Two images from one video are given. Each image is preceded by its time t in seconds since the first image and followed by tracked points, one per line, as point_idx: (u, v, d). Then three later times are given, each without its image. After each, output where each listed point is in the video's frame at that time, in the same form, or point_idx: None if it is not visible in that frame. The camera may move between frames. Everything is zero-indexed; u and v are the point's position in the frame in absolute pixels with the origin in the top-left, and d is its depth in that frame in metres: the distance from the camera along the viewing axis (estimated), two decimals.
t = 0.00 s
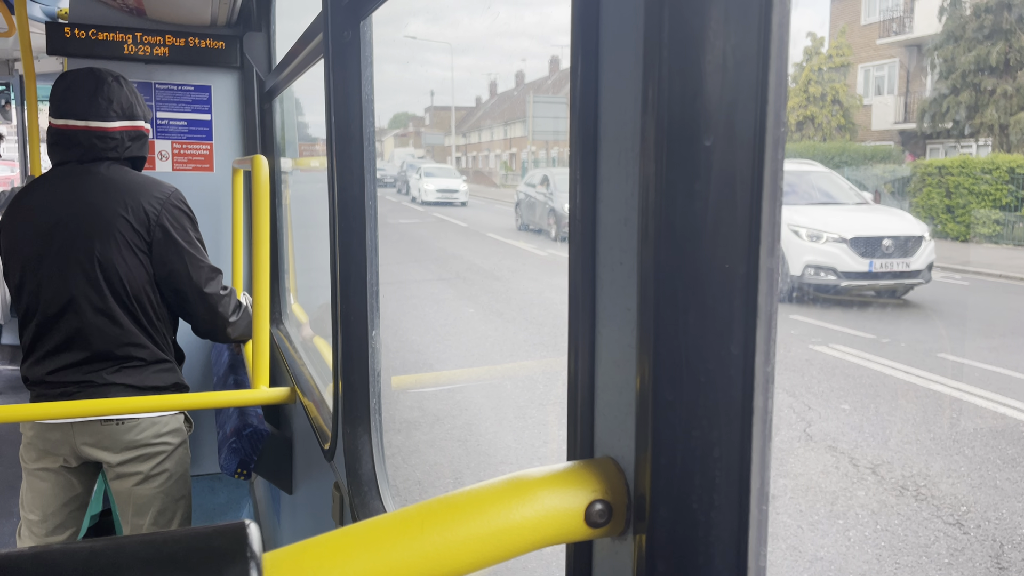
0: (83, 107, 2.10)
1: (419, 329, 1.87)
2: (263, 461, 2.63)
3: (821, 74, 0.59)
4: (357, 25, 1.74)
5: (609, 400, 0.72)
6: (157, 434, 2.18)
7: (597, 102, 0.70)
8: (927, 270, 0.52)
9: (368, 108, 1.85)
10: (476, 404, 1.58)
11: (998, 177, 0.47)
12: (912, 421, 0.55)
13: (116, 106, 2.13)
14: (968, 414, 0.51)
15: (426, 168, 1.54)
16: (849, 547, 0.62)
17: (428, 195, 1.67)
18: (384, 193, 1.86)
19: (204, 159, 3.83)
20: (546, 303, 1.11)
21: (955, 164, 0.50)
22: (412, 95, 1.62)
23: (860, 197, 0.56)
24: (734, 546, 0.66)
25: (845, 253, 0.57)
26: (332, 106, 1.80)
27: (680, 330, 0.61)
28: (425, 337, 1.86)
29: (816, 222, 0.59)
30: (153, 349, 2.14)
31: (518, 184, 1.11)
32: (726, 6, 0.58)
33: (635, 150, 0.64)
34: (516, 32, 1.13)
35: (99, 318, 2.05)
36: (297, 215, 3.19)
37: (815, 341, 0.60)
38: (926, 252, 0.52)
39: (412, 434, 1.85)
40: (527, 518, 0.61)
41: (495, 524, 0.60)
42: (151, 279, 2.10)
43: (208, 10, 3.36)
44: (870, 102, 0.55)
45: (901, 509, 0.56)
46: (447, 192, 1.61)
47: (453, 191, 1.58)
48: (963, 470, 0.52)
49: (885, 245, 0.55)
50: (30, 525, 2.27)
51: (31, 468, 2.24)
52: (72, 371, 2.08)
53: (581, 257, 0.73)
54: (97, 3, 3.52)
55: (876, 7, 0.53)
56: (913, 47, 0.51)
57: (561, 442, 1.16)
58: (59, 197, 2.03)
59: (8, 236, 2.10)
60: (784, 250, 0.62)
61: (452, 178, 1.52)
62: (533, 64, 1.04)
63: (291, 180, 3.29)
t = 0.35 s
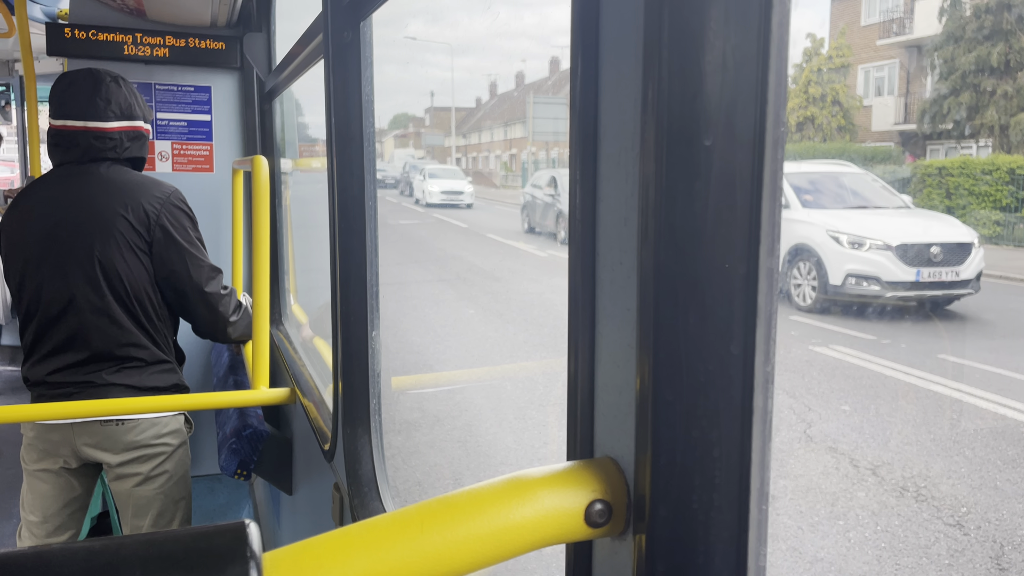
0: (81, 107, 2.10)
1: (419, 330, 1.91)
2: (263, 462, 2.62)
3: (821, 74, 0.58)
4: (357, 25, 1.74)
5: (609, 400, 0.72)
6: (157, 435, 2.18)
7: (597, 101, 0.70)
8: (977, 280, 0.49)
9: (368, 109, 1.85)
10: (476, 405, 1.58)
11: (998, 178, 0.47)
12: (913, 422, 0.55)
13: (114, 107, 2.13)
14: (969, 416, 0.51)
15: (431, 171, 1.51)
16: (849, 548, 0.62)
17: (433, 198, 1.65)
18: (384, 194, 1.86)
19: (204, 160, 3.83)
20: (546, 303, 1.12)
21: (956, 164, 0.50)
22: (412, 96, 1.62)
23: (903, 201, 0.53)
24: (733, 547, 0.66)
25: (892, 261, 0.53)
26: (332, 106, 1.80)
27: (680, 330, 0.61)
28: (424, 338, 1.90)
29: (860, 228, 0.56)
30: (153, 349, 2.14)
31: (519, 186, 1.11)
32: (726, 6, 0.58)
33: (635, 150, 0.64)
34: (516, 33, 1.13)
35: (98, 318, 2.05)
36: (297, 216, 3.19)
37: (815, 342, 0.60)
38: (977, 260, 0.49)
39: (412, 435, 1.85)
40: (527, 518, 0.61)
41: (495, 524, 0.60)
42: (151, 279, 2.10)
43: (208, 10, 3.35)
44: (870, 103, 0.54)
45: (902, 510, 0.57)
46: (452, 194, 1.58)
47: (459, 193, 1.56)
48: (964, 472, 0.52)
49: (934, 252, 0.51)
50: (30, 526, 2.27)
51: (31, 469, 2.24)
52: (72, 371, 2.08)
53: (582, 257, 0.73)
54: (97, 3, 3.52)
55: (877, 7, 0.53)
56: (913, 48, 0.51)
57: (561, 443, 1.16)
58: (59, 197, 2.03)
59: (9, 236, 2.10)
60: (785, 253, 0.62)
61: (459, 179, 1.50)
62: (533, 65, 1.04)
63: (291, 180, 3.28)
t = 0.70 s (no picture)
0: (79, 108, 2.10)
1: (419, 330, 1.96)
2: (263, 462, 2.61)
3: (820, 76, 0.58)
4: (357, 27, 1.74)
5: (608, 400, 0.72)
6: (156, 435, 2.18)
7: (597, 101, 0.70)
8: None
9: (368, 110, 1.85)
10: (476, 406, 1.59)
11: (998, 178, 0.47)
12: (913, 423, 0.55)
13: (113, 109, 2.12)
14: (969, 417, 0.51)
15: (435, 171, 1.50)
16: (848, 549, 0.62)
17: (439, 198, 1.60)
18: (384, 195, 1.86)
19: (204, 160, 3.84)
20: (546, 304, 1.12)
21: (955, 165, 0.50)
22: (412, 97, 1.63)
23: (944, 204, 0.51)
24: (733, 548, 0.66)
25: (945, 270, 0.51)
26: (331, 107, 1.80)
27: (679, 331, 0.61)
28: (423, 338, 1.95)
29: (908, 236, 0.53)
30: (151, 350, 2.14)
31: (518, 185, 1.12)
32: (725, 7, 0.58)
33: (634, 151, 0.64)
34: (516, 34, 1.13)
35: (97, 319, 2.05)
36: (297, 217, 3.19)
37: (815, 343, 0.62)
38: None
39: (412, 435, 1.86)
40: (526, 518, 0.61)
41: (495, 524, 0.60)
42: (150, 280, 2.10)
43: (208, 12, 3.36)
44: (870, 104, 0.54)
45: (902, 511, 0.57)
46: (457, 196, 1.53)
47: (462, 194, 1.49)
48: (964, 472, 0.52)
49: (990, 261, 0.49)
50: (30, 526, 2.27)
51: (31, 469, 2.24)
52: (71, 372, 2.09)
53: (581, 257, 0.73)
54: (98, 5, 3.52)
55: (876, 8, 0.53)
56: (912, 49, 0.51)
57: (561, 443, 1.17)
58: (59, 197, 2.04)
59: (9, 237, 2.10)
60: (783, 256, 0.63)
61: (464, 181, 1.44)
62: (533, 66, 1.05)
63: (291, 181, 3.28)
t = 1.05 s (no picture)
0: (80, 108, 2.10)
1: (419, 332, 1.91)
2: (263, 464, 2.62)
3: (821, 76, 0.58)
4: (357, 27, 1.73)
5: (607, 401, 0.72)
6: (154, 436, 2.18)
7: (596, 101, 0.70)
8: None
9: (368, 111, 1.85)
10: (476, 407, 1.59)
11: (998, 178, 0.48)
12: (912, 424, 0.55)
13: (114, 111, 2.12)
14: (969, 417, 0.51)
15: (438, 172, 1.48)
16: (848, 549, 0.62)
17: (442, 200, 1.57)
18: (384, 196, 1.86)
19: (204, 161, 3.84)
20: (546, 305, 1.12)
21: (956, 166, 0.50)
22: (412, 98, 1.63)
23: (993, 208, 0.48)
24: (732, 548, 0.66)
25: (1003, 280, 0.48)
26: (331, 108, 1.79)
27: (678, 332, 0.61)
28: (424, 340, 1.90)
29: (963, 243, 0.50)
30: (151, 351, 2.14)
31: (518, 185, 1.12)
32: (724, 7, 0.58)
33: (634, 152, 0.64)
34: (516, 34, 1.13)
35: (96, 320, 2.05)
36: (297, 217, 3.19)
37: (815, 343, 0.62)
38: None
39: (412, 436, 1.86)
40: (526, 519, 0.61)
41: (494, 526, 0.60)
42: (149, 281, 2.10)
43: (208, 12, 3.35)
44: (870, 104, 0.54)
45: (902, 512, 0.57)
46: (461, 199, 1.51)
47: (469, 197, 1.48)
48: (964, 473, 0.52)
49: None
50: (30, 526, 2.27)
51: (30, 469, 2.24)
52: (70, 372, 2.08)
53: (581, 258, 0.73)
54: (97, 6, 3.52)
55: (876, 8, 0.53)
56: (911, 50, 0.51)
57: (561, 444, 1.17)
58: (59, 198, 2.03)
59: (8, 237, 2.10)
60: (782, 256, 0.63)
61: (469, 183, 1.43)
62: (533, 67, 1.05)
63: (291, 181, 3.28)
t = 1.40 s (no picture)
0: (83, 109, 2.10)
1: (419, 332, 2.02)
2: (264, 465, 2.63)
3: (821, 77, 0.59)
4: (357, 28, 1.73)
5: (607, 402, 0.72)
6: (155, 436, 2.18)
7: (596, 101, 0.70)
8: None
9: (368, 111, 1.85)
10: (476, 407, 1.59)
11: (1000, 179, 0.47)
12: (913, 424, 0.56)
13: (117, 112, 2.12)
14: (969, 417, 0.51)
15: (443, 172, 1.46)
16: (848, 550, 0.63)
17: (447, 201, 1.55)
18: (384, 196, 1.86)
19: (204, 162, 3.84)
20: (546, 305, 1.12)
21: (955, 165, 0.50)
22: (412, 98, 1.63)
23: None
24: (733, 549, 0.65)
25: None
26: (331, 108, 1.79)
27: (678, 333, 0.61)
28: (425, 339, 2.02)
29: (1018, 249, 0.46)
30: (151, 351, 2.14)
31: (518, 185, 1.12)
32: (723, 8, 0.58)
33: (634, 153, 0.64)
34: (516, 35, 1.13)
35: (97, 320, 2.05)
36: (297, 217, 3.20)
37: (814, 344, 0.62)
38: None
39: (413, 436, 1.86)
40: (526, 519, 0.61)
41: (494, 526, 0.60)
42: (149, 282, 2.10)
43: (208, 13, 3.36)
44: (870, 105, 0.54)
45: (902, 512, 0.57)
46: (467, 200, 1.49)
47: (475, 197, 1.46)
48: (964, 473, 0.53)
49: None
50: (30, 526, 2.27)
51: (31, 469, 2.24)
52: (71, 372, 2.09)
53: (581, 259, 0.73)
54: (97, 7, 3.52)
55: (876, 9, 0.53)
56: (911, 50, 0.51)
57: (561, 444, 1.17)
58: (60, 199, 2.04)
59: (10, 238, 2.10)
60: (784, 256, 0.63)
61: (474, 183, 1.42)
62: (533, 68, 1.05)
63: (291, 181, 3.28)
